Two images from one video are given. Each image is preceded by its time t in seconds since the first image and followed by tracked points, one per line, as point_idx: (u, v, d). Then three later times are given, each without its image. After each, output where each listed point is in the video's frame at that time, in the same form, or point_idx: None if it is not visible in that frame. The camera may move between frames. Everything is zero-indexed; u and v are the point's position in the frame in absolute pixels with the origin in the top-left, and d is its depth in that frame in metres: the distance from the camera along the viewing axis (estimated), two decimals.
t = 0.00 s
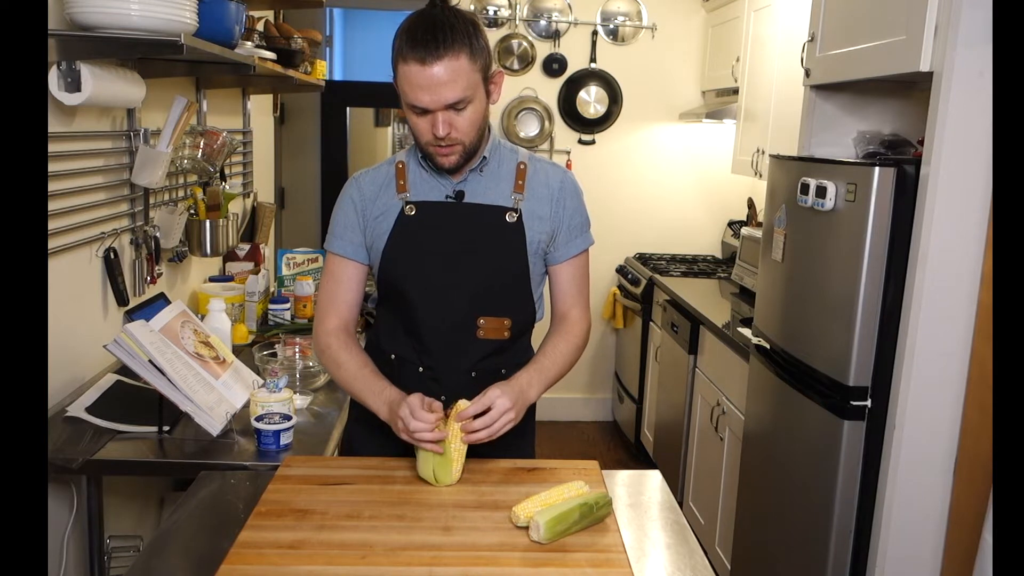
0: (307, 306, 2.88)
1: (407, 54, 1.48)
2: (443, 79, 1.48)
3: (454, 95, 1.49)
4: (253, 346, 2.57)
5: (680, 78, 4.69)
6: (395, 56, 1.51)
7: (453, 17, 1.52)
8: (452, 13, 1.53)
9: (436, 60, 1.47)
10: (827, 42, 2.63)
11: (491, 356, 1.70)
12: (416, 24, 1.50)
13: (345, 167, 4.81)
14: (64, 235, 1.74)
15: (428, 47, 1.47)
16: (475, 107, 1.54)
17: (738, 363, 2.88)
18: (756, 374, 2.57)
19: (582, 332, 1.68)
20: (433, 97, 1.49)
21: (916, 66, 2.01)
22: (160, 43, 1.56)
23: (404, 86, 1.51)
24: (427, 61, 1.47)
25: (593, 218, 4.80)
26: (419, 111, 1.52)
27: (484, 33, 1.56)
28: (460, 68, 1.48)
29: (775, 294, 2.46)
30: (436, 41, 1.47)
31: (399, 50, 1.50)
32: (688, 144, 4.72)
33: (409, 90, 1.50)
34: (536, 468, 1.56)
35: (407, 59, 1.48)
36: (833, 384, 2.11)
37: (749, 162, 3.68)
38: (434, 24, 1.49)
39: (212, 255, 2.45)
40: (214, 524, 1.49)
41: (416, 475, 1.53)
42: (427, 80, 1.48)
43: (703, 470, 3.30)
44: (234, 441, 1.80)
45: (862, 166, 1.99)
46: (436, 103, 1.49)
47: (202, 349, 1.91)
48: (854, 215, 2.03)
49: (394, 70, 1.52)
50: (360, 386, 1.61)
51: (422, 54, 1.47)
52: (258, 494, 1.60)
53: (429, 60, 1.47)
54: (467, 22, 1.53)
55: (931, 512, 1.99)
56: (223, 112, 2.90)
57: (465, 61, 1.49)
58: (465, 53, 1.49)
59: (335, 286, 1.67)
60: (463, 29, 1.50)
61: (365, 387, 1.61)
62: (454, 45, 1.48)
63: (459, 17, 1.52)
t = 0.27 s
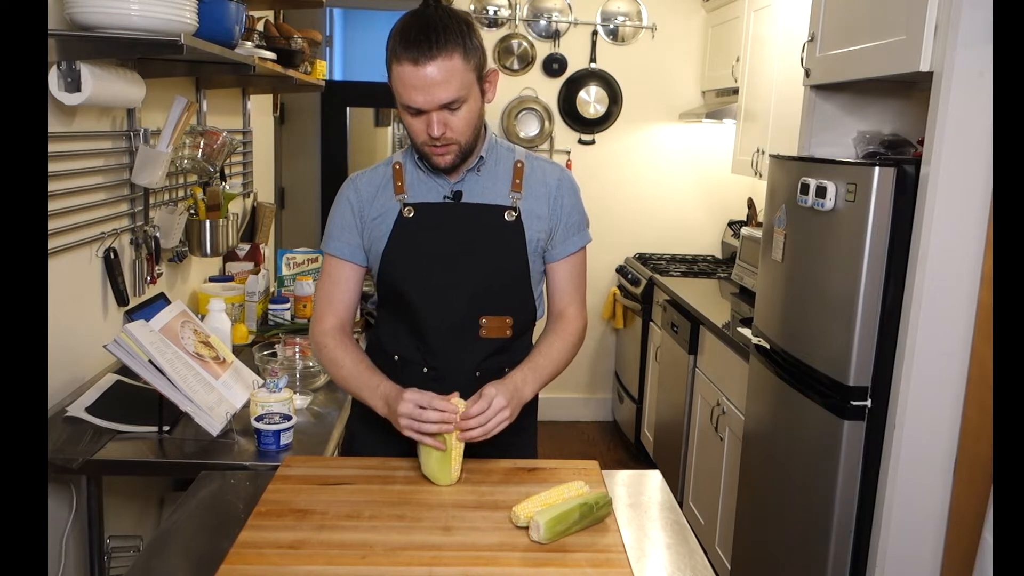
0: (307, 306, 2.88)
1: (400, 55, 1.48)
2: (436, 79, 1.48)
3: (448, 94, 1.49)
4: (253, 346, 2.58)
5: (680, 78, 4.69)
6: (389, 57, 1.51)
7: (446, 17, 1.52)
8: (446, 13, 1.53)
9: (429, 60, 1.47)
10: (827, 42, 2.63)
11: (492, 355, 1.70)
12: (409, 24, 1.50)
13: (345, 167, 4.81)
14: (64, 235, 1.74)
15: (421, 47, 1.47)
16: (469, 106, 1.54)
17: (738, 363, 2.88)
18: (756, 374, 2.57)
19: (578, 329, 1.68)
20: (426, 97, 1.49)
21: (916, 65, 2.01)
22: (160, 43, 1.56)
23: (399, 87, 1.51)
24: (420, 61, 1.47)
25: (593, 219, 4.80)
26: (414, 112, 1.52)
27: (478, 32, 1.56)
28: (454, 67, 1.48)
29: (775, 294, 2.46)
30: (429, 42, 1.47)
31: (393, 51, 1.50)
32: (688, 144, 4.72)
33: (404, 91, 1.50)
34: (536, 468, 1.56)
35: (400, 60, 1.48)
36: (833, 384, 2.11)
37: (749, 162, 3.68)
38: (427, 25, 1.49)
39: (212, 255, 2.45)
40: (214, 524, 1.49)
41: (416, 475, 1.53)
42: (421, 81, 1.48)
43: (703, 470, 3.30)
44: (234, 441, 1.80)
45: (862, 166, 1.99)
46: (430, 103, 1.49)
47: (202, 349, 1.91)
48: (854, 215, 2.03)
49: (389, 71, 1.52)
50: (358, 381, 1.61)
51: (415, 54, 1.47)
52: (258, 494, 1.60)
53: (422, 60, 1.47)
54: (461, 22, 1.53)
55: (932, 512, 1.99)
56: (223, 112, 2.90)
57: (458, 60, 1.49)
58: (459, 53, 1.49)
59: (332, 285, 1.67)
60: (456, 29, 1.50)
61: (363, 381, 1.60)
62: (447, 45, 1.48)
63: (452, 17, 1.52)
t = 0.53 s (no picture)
0: (307, 306, 2.88)
1: (405, 58, 1.48)
2: (441, 82, 1.48)
3: (453, 98, 1.49)
4: (253, 346, 2.58)
5: (680, 79, 4.69)
6: (394, 60, 1.52)
7: (451, 20, 1.52)
8: (450, 16, 1.53)
9: (434, 64, 1.47)
10: (826, 42, 2.63)
11: (495, 356, 1.70)
12: (414, 28, 1.50)
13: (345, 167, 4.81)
14: (64, 235, 1.74)
15: (426, 50, 1.47)
16: (474, 110, 1.54)
17: (738, 363, 2.88)
18: (756, 374, 2.57)
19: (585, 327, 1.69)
20: (431, 101, 1.49)
21: (916, 65, 2.01)
22: (160, 43, 1.56)
23: (403, 90, 1.51)
24: (426, 65, 1.47)
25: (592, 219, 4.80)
26: (418, 115, 1.52)
27: (482, 35, 1.56)
28: (459, 71, 1.49)
29: (775, 294, 2.46)
30: (434, 45, 1.47)
31: (397, 54, 1.50)
32: (688, 144, 4.72)
33: (408, 94, 1.50)
34: (536, 468, 1.56)
35: (405, 63, 1.48)
36: (832, 384, 2.11)
37: (749, 162, 3.68)
38: (431, 28, 1.49)
39: (212, 255, 2.45)
40: (214, 524, 1.49)
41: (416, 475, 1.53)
42: (426, 84, 1.48)
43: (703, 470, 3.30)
44: (234, 441, 1.80)
45: (862, 166, 1.99)
46: (435, 106, 1.49)
47: (202, 349, 1.91)
48: (854, 215, 2.03)
49: (393, 75, 1.52)
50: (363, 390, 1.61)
51: (420, 58, 1.47)
52: (258, 494, 1.60)
53: (427, 63, 1.47)
54: (466, 25, 1.53)
55: (931, 512, 1.99)
56: (223, 112, 2.90)
57: (463, 64, 1.49)
58: (463, 56, 1.49)
59: (334, 287, 1.67)
60: (461, 32, 1.50)
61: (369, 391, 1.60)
62: (453, 48, 1.48)
63: (457, 20, 1.52)
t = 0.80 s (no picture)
0: (307, 306, 2.90)
1: (431, 55, 1.48)
2: (464, 80, 1.48)
3: (476, 97, 1.49)
4: (253, 346, 2.58)
5: (680, 78, 4.69)
6: (418, 56, 1.51)
7: (477, 19, 1.52)
8: (477, 15, 1.53)
9: (460, 62, 1.47)
10: (826, 42, 2.63)
11: (500, 356, 1.69)
12: (440, 25, 1.50)
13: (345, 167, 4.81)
14: (63, 236, 1.74)
15: (451, 48, 1.47)
16: (494, 109, 1.54)
17: (738, 363, 2.88)
18: (756, 374, 2.57)
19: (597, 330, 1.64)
20: (453, 97, 1.49)
21: (916, 65, 2.01)
22: (160, 43, 1.56)
23: (426, 85, 1.51)
24: (450, 62, 1.47)
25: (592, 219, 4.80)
26: (440, 111, 1.52)
27: (506, 35, 1.56)
28: (483, 70, 1.49)
29: (775, 294, 2.46)
30: (461, 44, 1.47)
31: (422, 50, 1.50)
32: (688, 144, 4.72)
33: (431, 90, 1.50)
34: (536, 468, 1.56)
35: (431, 60, 1.48)
36: (832, 384, 2.11)
37: (749, 162, 3.68)
38: (458, 26, 1.49)
39: (212, 255, 2.45)
40: (214, 524, 1.49)
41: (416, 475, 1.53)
42: (449, 81, 1.48)
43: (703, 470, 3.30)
44: (234, 441, 1.80)
45: (862, 166, 1.99)
46: (457, 104, 1.49)
47: (202, 350, 1.91)
48: (854, 215, 2.03)
49: (416, 70, 1.52)
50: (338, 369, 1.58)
51: (446, 56, 1.47)
52: (258, 494, 1.60)
53: (453, 61, 1.47)
54: (491, 25, 1.53)
55: (931, 512, 1.99)
56: (223, 112, 2.90)
57: (487, 63, 1.49)
58: (488, 56, 1.50)
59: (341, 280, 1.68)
60: (487, 32, 1.50)
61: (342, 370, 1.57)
62: (478, 47, 1.48)
63: (483, 20, 1.52)
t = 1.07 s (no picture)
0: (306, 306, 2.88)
1: (409, 61, 1.49)
2: (445, 84, 1.48)
3: (457, 100, 1.49)
4: (253, 346, 2.58)
5: (680, 79, 4.69)
6: (399, 62, 1.52)
7: (455, 20, 1.52)
8: (455, 16, 1.53)
9: (438, 67, 1.47)
10: (826, 42, 2.63)
11: (500, 358, 1.70)
12: (418, 29, 1.51)
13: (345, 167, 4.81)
14: (63, 236, 1.74)
15: (429, 53, 1.47)
16: (479, 110, 1.54)
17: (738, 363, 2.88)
18: (756, 374, 2.57)
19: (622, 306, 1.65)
20: (435, 102, 1.49)
21: (916, 66, 2.01)
22: (160, 43, 1.56)
23: (408, 92, 1.51)
24: (429, 67, 1.47)
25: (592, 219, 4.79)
26: (424, 117, 1.53)
27: (487, 34, 1.55)
28: (462, 72, 1.48)
29: (775, 294, 2.46)
30: (437, 48, 1.47)
31: (402, 57, 1.50)
32: (688, 144, 4.72)
33: (413, 97, 1.51)
34: (536, 468, 1.56)
35: (409, 67, 1.49)
36: (832, 384, 2.11)
37: (749, 162, 3.68)
38: (435, 30, 1.49)
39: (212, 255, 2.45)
40: (214, 524, 1.49)
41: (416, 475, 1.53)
42: (429, 86, 1.48)
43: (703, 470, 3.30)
44: (234, 441, 1.80)
45: (862, 166, 1.99)
46: (438, 109, 1.50)
47: (202, 350, 1.91)
48: (854, 215, 2.03)
49: (399, 77, 1.53)
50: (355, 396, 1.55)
51: (424, 61, 1.48)
52: (258, 494, 1.60)
53: (430, 66, 1.47)
54: (469, 24, 1.53)
55: (932, 512, 1.99)
56: (223, 112, 2.90)
57: (467, 65, 1.49)
58: (467, 58, 1.49)
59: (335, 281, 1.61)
60: (465, 34, 1.50)
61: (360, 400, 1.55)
62: (456, 49, 1.48)
63: (461, 21, 1.52)
